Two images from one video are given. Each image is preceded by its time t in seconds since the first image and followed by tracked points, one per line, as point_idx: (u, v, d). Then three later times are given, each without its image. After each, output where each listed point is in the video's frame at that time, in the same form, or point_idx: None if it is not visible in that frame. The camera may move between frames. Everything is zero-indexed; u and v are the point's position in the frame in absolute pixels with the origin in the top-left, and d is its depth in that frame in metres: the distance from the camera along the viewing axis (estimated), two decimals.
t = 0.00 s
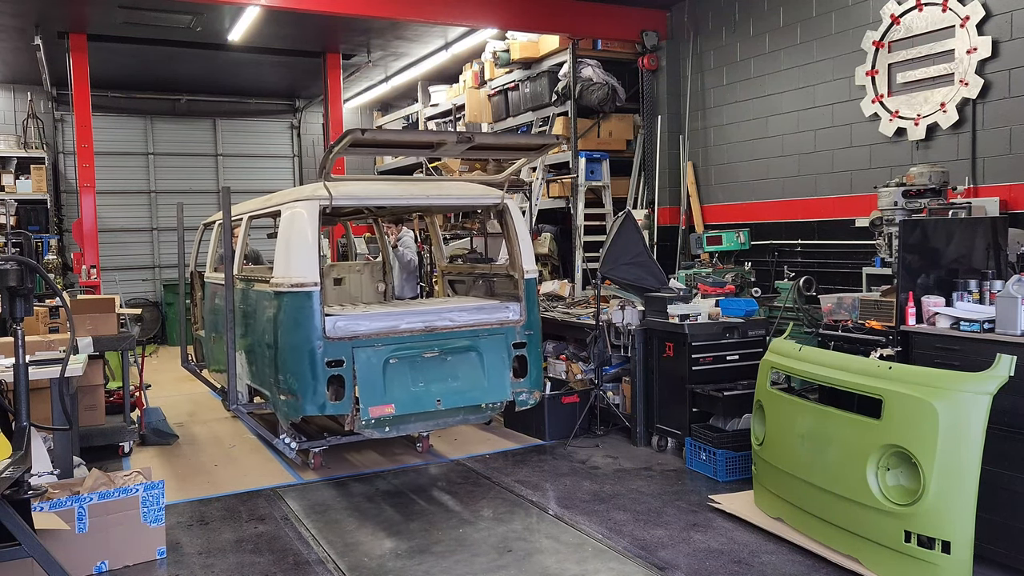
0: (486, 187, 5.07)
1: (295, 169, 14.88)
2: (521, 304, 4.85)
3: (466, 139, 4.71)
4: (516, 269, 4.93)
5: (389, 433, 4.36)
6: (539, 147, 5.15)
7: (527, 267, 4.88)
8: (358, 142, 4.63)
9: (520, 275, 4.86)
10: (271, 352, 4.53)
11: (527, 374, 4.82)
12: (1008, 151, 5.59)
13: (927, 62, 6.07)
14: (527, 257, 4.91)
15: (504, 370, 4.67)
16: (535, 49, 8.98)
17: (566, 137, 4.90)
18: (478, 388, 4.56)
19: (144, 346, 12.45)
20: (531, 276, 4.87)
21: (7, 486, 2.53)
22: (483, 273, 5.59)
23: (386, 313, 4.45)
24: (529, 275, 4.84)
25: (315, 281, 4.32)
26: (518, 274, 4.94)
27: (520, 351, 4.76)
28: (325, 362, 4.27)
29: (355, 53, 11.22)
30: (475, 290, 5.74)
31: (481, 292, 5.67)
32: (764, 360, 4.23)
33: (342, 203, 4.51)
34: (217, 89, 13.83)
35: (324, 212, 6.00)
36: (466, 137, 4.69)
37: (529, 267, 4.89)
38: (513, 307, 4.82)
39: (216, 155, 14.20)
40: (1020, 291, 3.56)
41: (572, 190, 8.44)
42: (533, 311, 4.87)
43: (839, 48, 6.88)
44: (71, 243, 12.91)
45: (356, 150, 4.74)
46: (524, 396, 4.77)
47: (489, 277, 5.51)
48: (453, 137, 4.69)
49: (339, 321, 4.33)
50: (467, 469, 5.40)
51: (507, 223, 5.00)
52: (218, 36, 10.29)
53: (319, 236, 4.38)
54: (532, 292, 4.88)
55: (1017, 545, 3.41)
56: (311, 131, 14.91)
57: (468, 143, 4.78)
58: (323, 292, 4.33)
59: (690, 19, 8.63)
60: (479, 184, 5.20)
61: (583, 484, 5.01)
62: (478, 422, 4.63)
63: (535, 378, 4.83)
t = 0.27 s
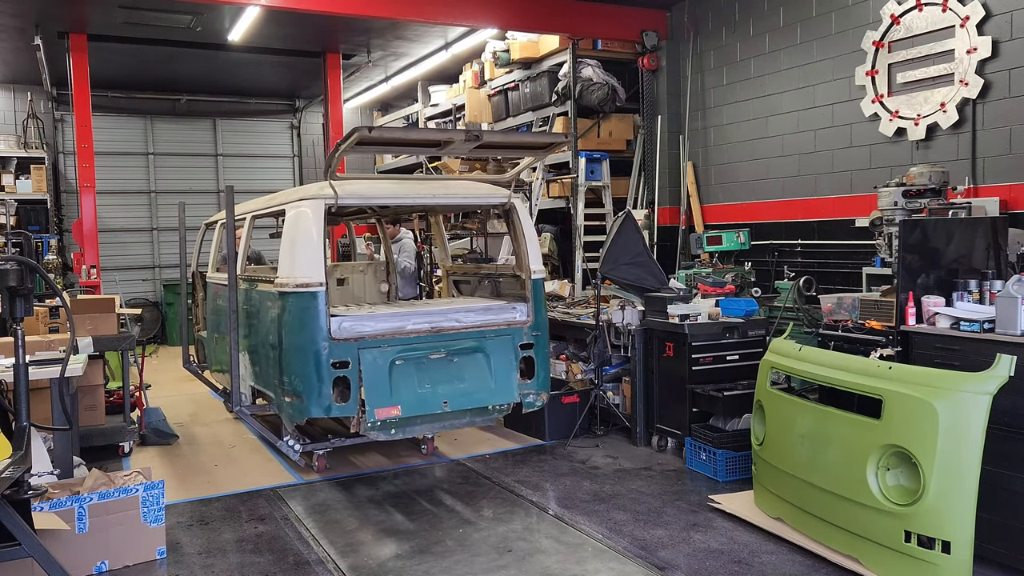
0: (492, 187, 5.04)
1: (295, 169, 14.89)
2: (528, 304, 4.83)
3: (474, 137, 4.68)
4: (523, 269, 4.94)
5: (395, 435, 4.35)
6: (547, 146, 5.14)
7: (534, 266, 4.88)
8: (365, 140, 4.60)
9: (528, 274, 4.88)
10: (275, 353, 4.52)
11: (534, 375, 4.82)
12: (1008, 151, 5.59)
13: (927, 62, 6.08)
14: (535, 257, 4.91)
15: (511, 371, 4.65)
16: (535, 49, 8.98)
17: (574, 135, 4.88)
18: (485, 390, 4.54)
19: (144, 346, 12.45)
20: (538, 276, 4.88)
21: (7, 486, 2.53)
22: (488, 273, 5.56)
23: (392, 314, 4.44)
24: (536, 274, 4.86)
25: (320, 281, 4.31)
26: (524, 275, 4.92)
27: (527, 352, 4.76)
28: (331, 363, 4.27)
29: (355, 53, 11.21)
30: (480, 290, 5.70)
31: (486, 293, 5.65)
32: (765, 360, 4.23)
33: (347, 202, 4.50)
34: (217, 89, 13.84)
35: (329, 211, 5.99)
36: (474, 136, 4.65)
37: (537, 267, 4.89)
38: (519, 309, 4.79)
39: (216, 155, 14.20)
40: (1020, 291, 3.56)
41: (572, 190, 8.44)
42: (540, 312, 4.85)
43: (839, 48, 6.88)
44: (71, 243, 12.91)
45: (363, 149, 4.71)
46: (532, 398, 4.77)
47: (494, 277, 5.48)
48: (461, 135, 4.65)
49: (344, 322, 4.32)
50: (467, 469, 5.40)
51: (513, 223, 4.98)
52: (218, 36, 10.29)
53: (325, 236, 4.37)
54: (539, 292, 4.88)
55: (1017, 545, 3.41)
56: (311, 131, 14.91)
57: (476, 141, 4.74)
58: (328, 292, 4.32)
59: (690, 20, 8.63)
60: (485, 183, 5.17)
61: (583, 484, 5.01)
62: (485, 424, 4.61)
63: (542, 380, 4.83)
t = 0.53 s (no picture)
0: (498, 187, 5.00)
1: (295, 169, 14.89)
2: (535, 305, 4.82)
3: (482, 136, 4.62)
4: (529, 269, 4.91)
5: (401, 437, 4.36)
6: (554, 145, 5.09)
7: (541, 266, 4.85)
8: (371, 139, 4.57)
9: (534, 274, 4.85)
10: (279, 354, 4.51)
11: (541, 377, 4.78)
12: (1008, 151, 5.59)
13: (927, 62, 6.08)
14: (542, 257, 4.89)
15: (518, 372, 4.64)
16: (535, 49, 8.98)
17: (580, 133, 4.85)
18: (491, 391, 4.53)
19: (144, 346, 12.45)
20: (544, 276, 4.85)
21: (7, 486, 2.53)
22: (492, 273, 5.53)
23: (398, 314, 4.43)
24: (543, 274, 4.84)
25: (325, 281, 4.30)
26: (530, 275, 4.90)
27: (534, 353, 4.74)
28: (336, 364, 4.26)
29: (355, 53, 11.21)
30: (485, 290, 5.68)
31: (491, 293, 5.63)
32: (764, 360, 4.23)
33: (352, 200, 4.51)
34: (217, 89, 13.84)
35: (333, 210, 5.99)
36: (481, 134, 4.59)
37: (544, 267, 4.87)
38: (526, 309, 4.79)
39: (216, 155, 14.20)
40: (1020, 291, 3.56)
41: (572, 190, 8.44)
42: (547, 312, 4.84)
43: (839, 48, 6.88)
44: (71, 243, 12.91)
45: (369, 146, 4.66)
46: (539, 399, 4.73)
47: (498, 277, 5.46)
48: (468, 134, 4.57)
49: (349, 323, 4.31)
50: (467, 470, 5.40)
51: (520, 222, 4.95)
52: (218, 36, 10.29)
53: (330, 234, 4.37)
54: (546, 292, 4.87)
55: (1017, 545, 3.41)
56: (311, 131, 14.91)
57: (484, 140, 4.68)
58: (333, 292, 4.31)
59: (690, 20, 8.63)
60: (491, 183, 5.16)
61: (582, 483, 5.01)
62: (491, 425, 4.60)
63: (549, 381, 4.78)
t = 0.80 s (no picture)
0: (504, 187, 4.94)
1: (295, 169, 14.90)
2: (542, 305, 4.76)
3: (488, 134, 4.54)
4: (536, 269, 4.88)
5: (406, 440, 4.28)
6: (562, 142, 5.00)
7: (547, 266, 4.82)
8: (376, 138, 4.53)
9: (541, 275, 4.82)
10: (283, 355, 4.47)
11: (547, 379, 4.73)
12: (1008, 151, 5.59)
13: (927, 62, 6.07)
14: (548, 257, 4.84)
15: (524, 374, 4.59)
16: (535, 49, 8.98)
17: (587, 131, 4.79)
18: (497, 393, 4.47)
19: (144, 346, 12.46)
20: (551, 276, 4.81)
21: (7, 487, 2.53)
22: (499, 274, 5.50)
23: (403, 315, 4.37)
24: (550, 275, 4.78)
25: (329, 281, 4.25)
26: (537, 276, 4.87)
27: (541, 354, 4.70)
28: (339, 366, 4.21)
29: (355, 53, 11.21)
30: (491, 291, 5.64)
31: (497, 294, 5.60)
32: (765, 360, 4.23)
33: (356, 199, 4.48)
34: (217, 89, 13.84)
35: (337, 209, 6.00)
36: (488, 132, 4.51)
37: (550, 267, 4.83)
38: (533, 310, 4.73)
39: (216, 155, 14.20)
40: (1020, 291, 3.56)
41: (572, 190, 8.44)
42: (554, 313, 4.78)
43: (839, 48, 6.88)
44: (71, 243, 12.91)
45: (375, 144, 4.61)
46: (545, 401, 4.69)
47: (505, 278, 5.44)
48: (474, 132, 4.47)
49: (353, 324, 4.25)
50: (467, 470, 5.40)
51: (526, 221, 4.92)
52: (219, 36, 10.29)
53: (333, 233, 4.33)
54: (553, 293, 4.82)
55: (1017, 545, 3.41)
56: (311, 131, 14.91)
57: (490, 138, 4.61)
58: (337, 292, 4.26)
59: (690, 20, 8.63)
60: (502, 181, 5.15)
61: (582, 484, 5.01)
62: (497, 427, 4.53)
63: (556, 383, 4.75)
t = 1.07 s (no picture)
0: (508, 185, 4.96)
1: (295, 169, 14.90)
2: (548, 306, 4.77)
3: (493, 133, 4.54)
4: (543, 269, 4.88)
5: (410, 443, 4.25)
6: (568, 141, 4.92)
7: (553, 267, 4.82)
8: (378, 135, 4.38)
9: (547, 274, 4.82)
10: (285, 357, 4.44)
11: (554, 381, 4.72)
12: (1008, 151, 5.59)
13: (927, 62, 6.07)
14: (554, 256, 4.84)
15: (530, 375, 4.55)
16: (535, 49, 8.98)
17: (596, 128, 4.70)
18: (503, 395, 4.43)
19: (144, 346, 12.45)
20: (557, 277, 4.81)
21: (7, 487, 2.53)
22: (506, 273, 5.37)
23: (407, 316, 4.36)
24: (556, 276, 4.79)
25: (332, 281, 4.23)
26: (543, 276, 4.86)
27: (547, 357, 4.70)
28: (342, 367, 4.18)
29: (355, 53, 11.22)
30: (497, 291, 5.52)
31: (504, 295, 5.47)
32: (764, 360, 4.22)
33: (359, 198, 4.47)
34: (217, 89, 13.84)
35: (341, 209, 6.00)
36: (493, 130, 4.50)
37: (557, 268, 4.83)
38: (539, 310, 4.73)
39: (216, 155, 14.20)
40: (1020, 291, 3.56)
41: (572, 190, 8.45)
42: (560, 314, 4.78)
43: (839, 48, 6.88)
44: (71, 243, 12.91)
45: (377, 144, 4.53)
46: (551, 404, 4.67)
47: (512, 278, 5.30)
48: (479, 130, 4.46)
49: (357, 325, 4.24)
50: (467, 470, 5.40)
51: (531, 220, 4.93)
52: (219, 36, 10.29)
53: (336, 233, 4.30)
54: (559, 294, 4.82)
55: (1017, 545, 3.41)
56: (311, 131, 14.91)
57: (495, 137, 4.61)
58: (340, 292, 4.24)
59: (690, 19, 8.63)
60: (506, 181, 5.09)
61: (582, 484, 5.01)
62: (503, 430, 4.48)
63: (563, 385, 4.73)
